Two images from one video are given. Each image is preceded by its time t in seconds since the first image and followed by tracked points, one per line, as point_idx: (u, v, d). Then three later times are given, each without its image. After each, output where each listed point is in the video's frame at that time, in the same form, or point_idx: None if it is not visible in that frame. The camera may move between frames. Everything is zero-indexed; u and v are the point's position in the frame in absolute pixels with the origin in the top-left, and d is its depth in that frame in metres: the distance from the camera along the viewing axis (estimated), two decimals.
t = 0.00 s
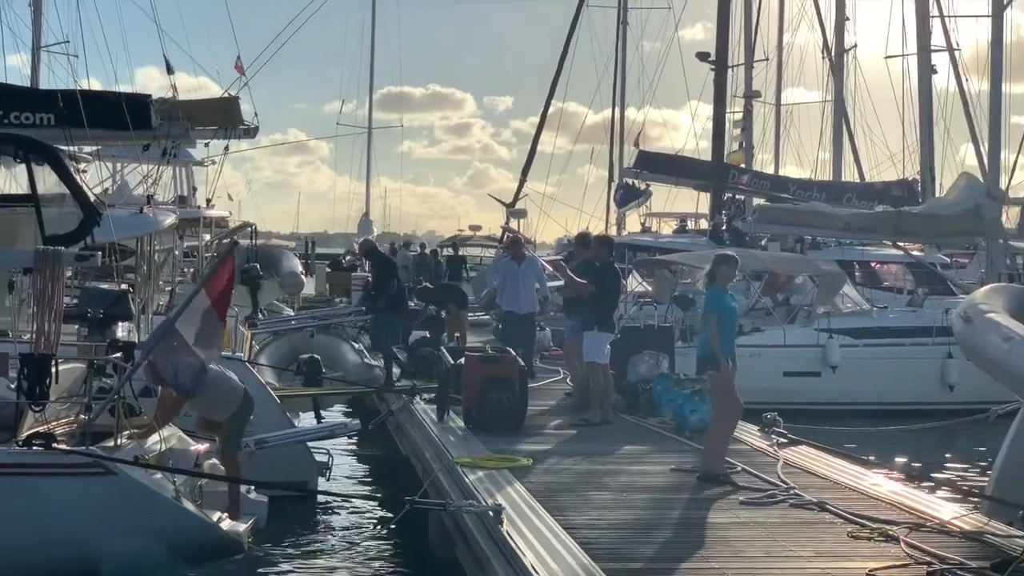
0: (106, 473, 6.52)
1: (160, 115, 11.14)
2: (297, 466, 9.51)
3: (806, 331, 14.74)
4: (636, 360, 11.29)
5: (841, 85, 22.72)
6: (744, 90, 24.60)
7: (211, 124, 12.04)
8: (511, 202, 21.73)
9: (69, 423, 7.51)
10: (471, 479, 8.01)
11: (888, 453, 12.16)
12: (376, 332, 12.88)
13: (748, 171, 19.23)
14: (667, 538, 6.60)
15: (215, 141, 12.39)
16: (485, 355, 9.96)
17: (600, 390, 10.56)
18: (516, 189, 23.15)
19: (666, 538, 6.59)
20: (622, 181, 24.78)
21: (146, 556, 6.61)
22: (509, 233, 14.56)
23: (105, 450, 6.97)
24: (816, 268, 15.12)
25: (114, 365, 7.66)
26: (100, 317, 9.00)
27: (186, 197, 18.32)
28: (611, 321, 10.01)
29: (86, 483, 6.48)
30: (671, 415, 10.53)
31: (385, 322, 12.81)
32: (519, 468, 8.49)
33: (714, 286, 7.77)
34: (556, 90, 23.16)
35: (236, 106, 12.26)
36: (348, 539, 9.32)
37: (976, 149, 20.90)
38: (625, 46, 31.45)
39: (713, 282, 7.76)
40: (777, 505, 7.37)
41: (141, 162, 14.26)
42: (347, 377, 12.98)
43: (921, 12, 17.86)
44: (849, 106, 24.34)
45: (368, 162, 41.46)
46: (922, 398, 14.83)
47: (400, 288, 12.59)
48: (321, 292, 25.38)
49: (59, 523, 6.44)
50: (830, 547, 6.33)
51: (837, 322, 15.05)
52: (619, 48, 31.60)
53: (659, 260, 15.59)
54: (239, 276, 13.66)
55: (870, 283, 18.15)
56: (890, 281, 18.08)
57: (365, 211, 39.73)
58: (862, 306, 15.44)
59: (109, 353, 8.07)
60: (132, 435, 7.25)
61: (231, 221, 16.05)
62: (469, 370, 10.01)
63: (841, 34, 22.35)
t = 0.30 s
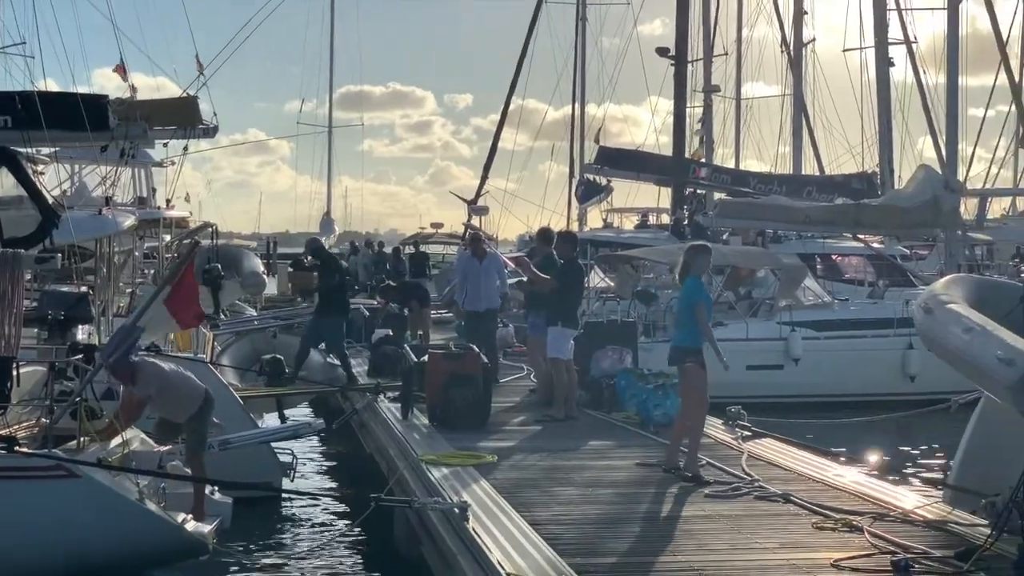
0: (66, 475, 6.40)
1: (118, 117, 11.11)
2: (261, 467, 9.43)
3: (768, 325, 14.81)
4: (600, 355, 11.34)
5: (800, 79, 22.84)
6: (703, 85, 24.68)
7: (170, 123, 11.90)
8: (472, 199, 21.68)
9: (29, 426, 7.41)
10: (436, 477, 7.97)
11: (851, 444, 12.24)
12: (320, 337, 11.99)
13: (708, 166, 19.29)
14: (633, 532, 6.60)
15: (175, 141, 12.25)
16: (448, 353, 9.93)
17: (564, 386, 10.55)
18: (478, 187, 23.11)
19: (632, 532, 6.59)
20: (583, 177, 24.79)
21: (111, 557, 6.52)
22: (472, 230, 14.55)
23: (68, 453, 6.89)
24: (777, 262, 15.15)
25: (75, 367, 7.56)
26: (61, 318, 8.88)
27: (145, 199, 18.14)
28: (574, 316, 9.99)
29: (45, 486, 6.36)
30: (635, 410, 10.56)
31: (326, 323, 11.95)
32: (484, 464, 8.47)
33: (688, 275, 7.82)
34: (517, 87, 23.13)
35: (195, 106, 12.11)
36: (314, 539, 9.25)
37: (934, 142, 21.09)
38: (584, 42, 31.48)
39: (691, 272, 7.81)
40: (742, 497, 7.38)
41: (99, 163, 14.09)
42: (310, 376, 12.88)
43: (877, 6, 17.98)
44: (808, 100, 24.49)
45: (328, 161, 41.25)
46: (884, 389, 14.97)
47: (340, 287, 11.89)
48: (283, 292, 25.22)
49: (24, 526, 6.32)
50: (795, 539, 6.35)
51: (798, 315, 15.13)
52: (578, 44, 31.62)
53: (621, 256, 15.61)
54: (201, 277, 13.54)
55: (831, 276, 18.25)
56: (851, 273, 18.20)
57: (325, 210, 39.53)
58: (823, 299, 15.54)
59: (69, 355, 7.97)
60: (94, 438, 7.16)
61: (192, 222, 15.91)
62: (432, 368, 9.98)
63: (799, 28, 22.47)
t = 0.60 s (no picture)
0: (40, 466, 6.23)
1: (91, 105, 10.99)
2: (235, 456, 9.33)
3: (744, 314, 14.84)
4: (575, 344, 11.32)
5: (775, 68, 22.87)
6: (679, 74, 24.68)
7: (143, 112, 11.82)
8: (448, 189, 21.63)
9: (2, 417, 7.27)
10: (411, 465, 7.95)
11: (827, 432, 12.29)
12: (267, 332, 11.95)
13: (684, 156, 19.31)
14: (607, 521, 6.59)
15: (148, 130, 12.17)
16: (424, 342, 9.90)
17: (539, 375, 10.53)
18: (454, 176, 23.06)
19: (607, 521, 6.58)
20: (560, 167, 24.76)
21: (88, 548, 6.37)
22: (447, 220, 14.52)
23: (42, 443, 6.71)
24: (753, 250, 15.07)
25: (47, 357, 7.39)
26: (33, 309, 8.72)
27: (118, 188, 18.00)
28: (550, 305, 9.98)
29: (18, 476, 6.19)
30: (610, 399, 10.57)
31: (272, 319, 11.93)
32: (459, 454, 8.44)
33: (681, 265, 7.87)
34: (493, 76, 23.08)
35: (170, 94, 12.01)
36: (290, 528, 9.22)
37: (908, 131, 21.16)
38: (560, 31, 31.42)
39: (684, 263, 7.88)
40: (717, 486, 7.39)
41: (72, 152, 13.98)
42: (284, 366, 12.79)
43: None
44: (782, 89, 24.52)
45: (304, 151, 41.09)
46: (859, 378, 15.03)
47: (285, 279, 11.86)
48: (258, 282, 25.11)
49: None
50: (769, 527, 6.35)
51: (774, 304, 15.17)
52: (554, 33, 31.56)
53: (598, 245, 15.60)
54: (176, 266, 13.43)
55: (807, 265, 18.31)
56: (826, 262, 18.26)
57: (301, 200, 39.39)
58: (798, 289, 15.60)
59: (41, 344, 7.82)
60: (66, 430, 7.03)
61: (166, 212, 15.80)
62: (408, 357, 9.96)
63: (774, 17, 22.49)
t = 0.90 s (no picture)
0: (31, 454, 6.11)
1: (87, 94, 10.93)
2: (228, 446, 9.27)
3: (739, 306, 14.81)
4: (570, 335, 11.31)
5: (774, 60, 22.83)
6: (678, 66, 24.64)
7: (140, 100, 11.78)
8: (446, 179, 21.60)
9: None
10: (402, 456, 7.95)
11: (822, 425, 12.28)
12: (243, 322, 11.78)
13: (681, 147, 19.28)
14: (597, 513, 6.58)
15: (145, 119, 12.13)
16: (418, 333, 9.91)
17: (533, 366, 10.52)
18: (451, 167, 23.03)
19: (596, 513, 6.57)
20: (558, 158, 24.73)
21: (81, 534, 6.30)
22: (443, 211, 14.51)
23: (32, 430, 6.57)
24: (749, 243, 15.07)
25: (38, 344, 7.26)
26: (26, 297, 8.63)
27: (115, 176, 17.98)
28: (545, 296, 10.00)
29: (9, 464, 6.08)
30: (604, 390, 10.57)
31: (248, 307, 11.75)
32: (450, 445, 8.43)
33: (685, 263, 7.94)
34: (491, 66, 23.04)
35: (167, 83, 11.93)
36: (283, 517, 9.21)
37: (907, 124, 21.13)
38: (559, 21, 31.35)
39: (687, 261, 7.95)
40: (708, 478, 7.38)
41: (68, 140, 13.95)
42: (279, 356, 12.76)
43: None
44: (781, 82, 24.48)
45: (302, 140, 41.04)
46: (854, 371, 15.04)
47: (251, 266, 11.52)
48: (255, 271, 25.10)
49: None
50: (759, 520, 6.35)
51: (769, 296, 15.16)
52: (553, 23, 31.49)
53: (593, 237, 15.57)
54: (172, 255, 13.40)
55: (803, 258, 18.30)
56: (822, 255, 18.25)
57: (298, 190, 39.35)
58: (794, 282, 15.59)
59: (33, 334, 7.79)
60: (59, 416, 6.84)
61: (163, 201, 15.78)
62: (401, 347, 9.96)
63: (773, 9, 22.44)
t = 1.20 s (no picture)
0: (34, 449, 6.11)
1: (94, 90, 10.91)
2: (231, 441, 9.24)
3: (746, 304, 14.78)
4: (575, 333, 11.30)
5: (783, 57, 22.77)
6: (687, 64, 24.59)
7: (148, 96, 11.78)
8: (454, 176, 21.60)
9: None
10: (404, 452, 7.95)
11: (828, 424, 12.26)
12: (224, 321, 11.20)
13: (689, 145, 19.25)
14: (598, 511, 6.57)
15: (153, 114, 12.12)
16: (423, 330, 9.94)
17: (537, 364, 10.51)
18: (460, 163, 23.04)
19: (597, 511, 6.56)
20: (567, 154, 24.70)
21: (84, 529, 6.29)
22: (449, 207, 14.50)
23: (35, 425, 6.55)
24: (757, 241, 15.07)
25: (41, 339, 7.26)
26: (29, 292, 8.61)
27: (125, 171, 18.01)
28: (550, 294, 9.96)
29: (11, 459, 6.08)
30: (608, 388, 10.57)
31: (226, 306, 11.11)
32: (453, 442, 8.42)
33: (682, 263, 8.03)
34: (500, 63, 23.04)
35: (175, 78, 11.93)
36: (286, 513, 9.22)
37: (916, 122, 21.06)
38: (569, 19, 31.35)
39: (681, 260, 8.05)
40: (710, 477, 7.37)
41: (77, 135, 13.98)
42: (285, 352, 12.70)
43: None
44: (790, 79, 24.42)
45: (312, 136, 41.09)
46: (861, 369, 15.00)
47: (228, 269, 10.81)
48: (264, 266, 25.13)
49: None
50: (759, 519, 6.33)
51: (777, 295, 15.12)
52: (563, 20, 31.47)
53: (600, 233, 15.54)
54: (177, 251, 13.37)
55: (812, 256, 18.27)
56: (831, 254, 18.21)
57: (307, 186, 39.38)
58: (802, 280, 15.56)
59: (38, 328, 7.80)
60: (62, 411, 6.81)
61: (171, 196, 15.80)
62: (406, 343, 9.97)
63: (783, 7, 22.38)
